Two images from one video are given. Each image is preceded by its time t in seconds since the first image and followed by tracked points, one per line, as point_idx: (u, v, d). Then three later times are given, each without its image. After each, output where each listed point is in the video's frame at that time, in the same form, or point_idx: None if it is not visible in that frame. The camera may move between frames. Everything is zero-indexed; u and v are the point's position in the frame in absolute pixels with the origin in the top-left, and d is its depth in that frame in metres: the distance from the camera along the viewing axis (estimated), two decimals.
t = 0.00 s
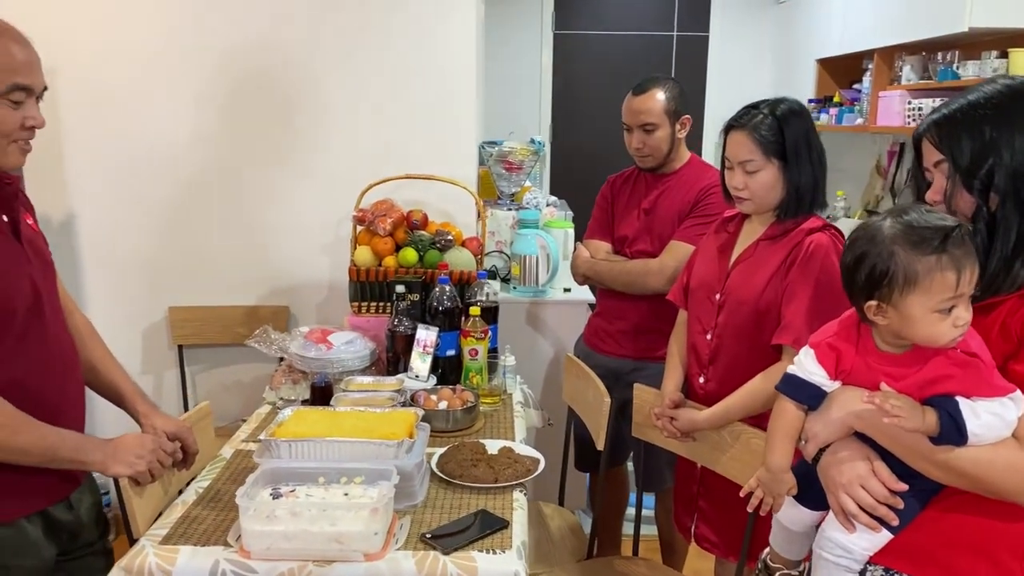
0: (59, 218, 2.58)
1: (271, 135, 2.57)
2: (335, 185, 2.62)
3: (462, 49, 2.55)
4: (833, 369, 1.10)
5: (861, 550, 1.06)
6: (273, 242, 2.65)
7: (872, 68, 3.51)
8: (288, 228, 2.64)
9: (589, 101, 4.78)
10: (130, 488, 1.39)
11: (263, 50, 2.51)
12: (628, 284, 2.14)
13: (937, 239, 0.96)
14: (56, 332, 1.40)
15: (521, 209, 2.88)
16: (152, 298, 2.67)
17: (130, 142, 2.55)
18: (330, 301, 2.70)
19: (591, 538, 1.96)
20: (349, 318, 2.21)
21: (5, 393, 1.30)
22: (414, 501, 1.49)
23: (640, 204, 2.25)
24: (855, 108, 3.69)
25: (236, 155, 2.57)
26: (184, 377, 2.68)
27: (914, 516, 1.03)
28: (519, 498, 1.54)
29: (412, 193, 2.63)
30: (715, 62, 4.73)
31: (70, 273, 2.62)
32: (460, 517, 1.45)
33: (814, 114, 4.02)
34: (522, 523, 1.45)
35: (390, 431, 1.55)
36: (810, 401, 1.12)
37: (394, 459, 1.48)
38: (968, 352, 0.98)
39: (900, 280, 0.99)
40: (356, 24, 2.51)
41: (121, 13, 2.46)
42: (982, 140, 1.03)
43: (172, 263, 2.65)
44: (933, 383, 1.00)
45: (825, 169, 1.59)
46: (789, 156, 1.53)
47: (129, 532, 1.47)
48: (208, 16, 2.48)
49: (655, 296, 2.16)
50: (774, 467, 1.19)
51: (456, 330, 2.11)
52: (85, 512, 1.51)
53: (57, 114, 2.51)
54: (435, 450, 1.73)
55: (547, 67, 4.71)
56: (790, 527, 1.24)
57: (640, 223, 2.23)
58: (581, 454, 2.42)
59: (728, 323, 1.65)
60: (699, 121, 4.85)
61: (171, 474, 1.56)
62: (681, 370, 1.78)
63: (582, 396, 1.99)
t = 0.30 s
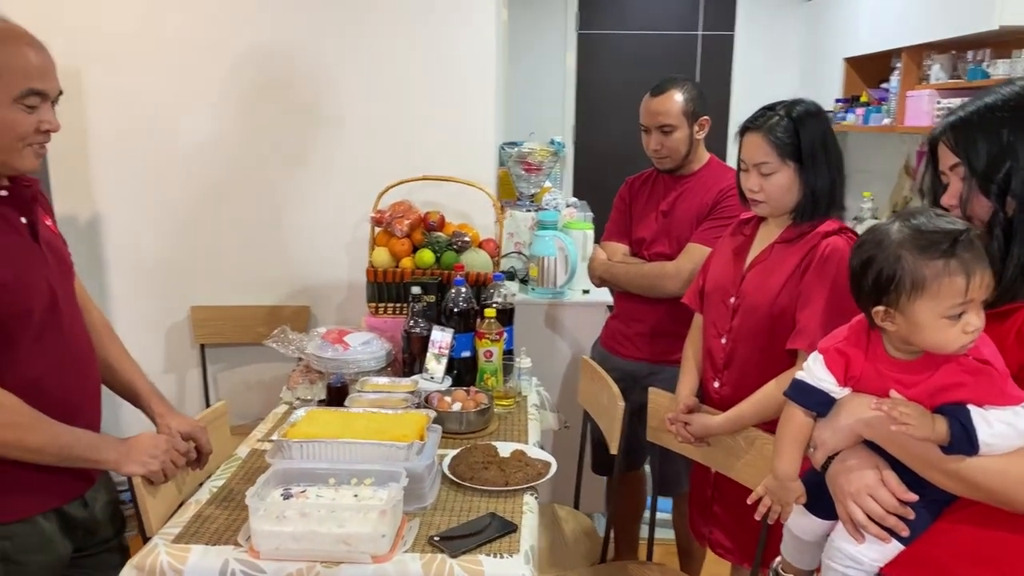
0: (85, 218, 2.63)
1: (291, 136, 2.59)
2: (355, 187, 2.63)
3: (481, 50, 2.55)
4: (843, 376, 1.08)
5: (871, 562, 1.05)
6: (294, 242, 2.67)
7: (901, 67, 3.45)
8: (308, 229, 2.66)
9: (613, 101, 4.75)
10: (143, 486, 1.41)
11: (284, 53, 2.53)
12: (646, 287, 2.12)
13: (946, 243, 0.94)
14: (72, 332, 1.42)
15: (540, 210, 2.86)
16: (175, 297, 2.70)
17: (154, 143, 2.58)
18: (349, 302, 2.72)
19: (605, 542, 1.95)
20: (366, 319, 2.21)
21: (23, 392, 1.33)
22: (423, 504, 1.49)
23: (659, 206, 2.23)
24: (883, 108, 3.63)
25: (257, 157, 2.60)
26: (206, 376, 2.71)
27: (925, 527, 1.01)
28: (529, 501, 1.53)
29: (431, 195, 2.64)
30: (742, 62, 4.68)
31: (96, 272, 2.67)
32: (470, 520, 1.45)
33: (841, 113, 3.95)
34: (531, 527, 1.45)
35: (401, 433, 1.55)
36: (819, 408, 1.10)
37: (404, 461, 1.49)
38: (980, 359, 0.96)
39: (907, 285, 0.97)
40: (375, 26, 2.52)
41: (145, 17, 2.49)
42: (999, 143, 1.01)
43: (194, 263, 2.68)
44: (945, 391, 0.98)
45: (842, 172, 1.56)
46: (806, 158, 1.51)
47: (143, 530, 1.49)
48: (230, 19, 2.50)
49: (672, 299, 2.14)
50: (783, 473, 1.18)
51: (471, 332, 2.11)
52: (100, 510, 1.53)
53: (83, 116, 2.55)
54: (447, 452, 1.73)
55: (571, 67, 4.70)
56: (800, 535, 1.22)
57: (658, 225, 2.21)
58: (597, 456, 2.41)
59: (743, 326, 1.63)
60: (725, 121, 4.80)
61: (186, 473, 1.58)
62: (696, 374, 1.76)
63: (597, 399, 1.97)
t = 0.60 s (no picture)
0: (125, 217, 2.70)
1: (324, 136, 2.62)
2: (388, 187, 2.65)
3: (513, 50, 2.55)
4: (866, 383, 1.07)
5: (894, 572, 1.03)
6: (327, 242, 2.70)
7: (945, 64, 3.34)
8: (341, 228, 2.68)
9: (650, 100, 4.71)
10: (172, 481, 1.44)
11: (318, 55, 2.56)
12: (677, 289, 2.10)
13: (973, 247, 0.93)
14: (103, 329, 1.46)
15: (572, 209, 2.85)
16: (212, 295, 2.76)
17: (191, 144, 2.64)
18: (381, 300, 2.74)
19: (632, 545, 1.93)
20: (395, 318, 2.22)
21: (55, 386, 1.38)
22: (446, 503, 1.50)
23: (690, 206, 2.20)
24: (927, 108, 3.49)
25: (291, 157, 2.64)
26: (241, 372, 2.76)
27: (952, 538, 1.00)
28: (552, 502, 1.53)
29: (462, 195, 2.65)
30: (782, 60, 4.61)
31: (135, 270, 2.73)
32: (492, 520, 1.45)
33: (885, 112, 3.82)
34: (554, 529, 1.44)
35: (425, 432, 1.56)
36: (842, 415, 1.09)
37: (427, 460, 1.49)
38: (1008, 367, 0.97)
39: (932, 289, 0.95)
40: (407, 27, 2.54)
41: (184, 20, 2.55)
42: None
43: (230, 261, 2.73)
44: (971, 399, 0.97)
45: (875, 173, 1.53)
46: (837, 158, 1.47)
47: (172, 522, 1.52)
48: (265, 22, 2.54)
49: (701, 301, 2.12)
50: (804, 481, 1.19)
51: (499, 332, 2.10)
52: (132, 502, 1.57)
53: (124, 117, 2.62)
54: (472, 452, 1.74)
55: (608, 66, 4.67)
56: (824, 544, 1.20)
57: (690, 226, 2.19)
58: (626, 458, 2.40)
59: (772, 329, 1.60)
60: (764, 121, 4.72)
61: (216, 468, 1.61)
62: (725, 377, 1.74)
63: (625, 402, 1.96)
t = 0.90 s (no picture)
0: (184, 218, 2.79)
1: (375, 139, 2.66)
2: (436, 189, 2.68)
3: (561, 53, 2.56)
4: (910, 394, 1.11)
5: None
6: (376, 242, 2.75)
7: (1011, 64, 3.14)
8: (390, 229, 2.73)
9: (703, 101, 4.65)
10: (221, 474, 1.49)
11: (369, 60, 2.61)
12: (723, 293, 2.08)
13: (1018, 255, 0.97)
14: (156, 326, 1.52)
15: (620, 212, 2.84)
16: (265, 294, 2.83)
17: (247, 146, 2.71)
18: (428, 301, 2.78)
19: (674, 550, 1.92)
20: (441, 318, 2.25)
21: (112, 380, 1.44)
22: (486, 502, 1.51)
23: (739, 210, 2.17)
24: (991, 108, 3.34)
25: (341, 159, 2.69)
26: (293, 369, 2.83)
27: (997, 552, 1.03)
28: (591, 505, 1.53)
29: (509, 197, 2.66)
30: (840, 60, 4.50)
31: (193, 268, 2.83)
32: (530, 520, 1.46)
33: (947, 114, 3.71)
34: (592, 532, 1.45)
35: (466, 432, 1.58)
36: (884, 425, 1.13)
37: (467, 459, 1.51)
38: None
39: (978, 298, 0.99)
40: (456, 30, 2.57)
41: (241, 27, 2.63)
42: None
43: (282, 260, 2.80)
44: (1016, 412, 1.02)
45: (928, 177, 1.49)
46: (886, 162, 1.44)
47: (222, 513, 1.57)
48: (318, 28, 2.61)
49: (748, 305, 2.10)
50: (843, 492, 1.20)
51: (543, 334, 2.10)
52: (182, 492, 1.63)
53: (183, 122, 2.71)
54: (513, 453, 1.75)
55: (659, 67, 4.63)
56: (866, 555, 1.24)
57: (738, 230, 2.16)
58: (671, 462, 2.38)
59: (817, 335, 1.58)
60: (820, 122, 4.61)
61: (264, 462, 1.66)
62: (770, 384, 1.72)
63: (669, 406, 1.95)
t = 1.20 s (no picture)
0: (243, 217, 2.88)
1: (428, 140, 2.70)
2: (487, 190, 2.70)
3: (614, 54, 2.55)
4: (963, 403, 1.14)
5: None
6: (427, 243, 2.79)
7: None
8: (441, 229, 2.76)
9: (759, 102, 4.57)
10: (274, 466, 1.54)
11: (424, 62, 2.65)
12: (774, 296, 2.05)
13: None
14: (214, 322, 1.58)
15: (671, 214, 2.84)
16: (320, 292, 2.90)
17: (304, 148, 2.78)
18: (477, 300, 2.80)
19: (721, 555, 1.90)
20: (490, 318, 2.27)
21: (171, 373, 1.50)
22: (530, 501, 1.52)
23: (792, 213, 2.14)
24: None
25: (394, 160, 2.74)
26: (345, 366, 2.88)
27: None
28: (636, 508, 1.53)
29: (559, 199, 2.67)
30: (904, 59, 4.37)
31: (251, 266, 2.91)
32: (573, 521, 1.46)
33: (1015, 114, 3.52)
34: (636, 534, 1.45)
35: (511, 431, 1.59)
36: (937, 434, 1.16)
37: (512, 459, 1.53)
38: None
39: None
40: (509, 32, 2.59)
41: (300, 32, 2.70)
42: None
43: (337, 259, 2.86)
44: None
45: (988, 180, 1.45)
46: (945, 164, 1.41)
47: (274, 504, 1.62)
48: (374, 33, 2.66)
49: (801, 309, 2.06)
50: (891, 500, 1.23)
51: (591, 336, 2.09)
52: (236, 481, 1.68)
53: (244, 124, 2.80)
54: (558, 453, 1.75)
55: (715, 67, 4.57)
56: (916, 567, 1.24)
57: (791, 233, 2.13)
58: (719, 467, 2.36)
59: (869, 341, 1.55)
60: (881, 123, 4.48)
61: (315, 455, 1.70)
62: (821, 390, 1.69)
63: (718, 410, 1.93)
